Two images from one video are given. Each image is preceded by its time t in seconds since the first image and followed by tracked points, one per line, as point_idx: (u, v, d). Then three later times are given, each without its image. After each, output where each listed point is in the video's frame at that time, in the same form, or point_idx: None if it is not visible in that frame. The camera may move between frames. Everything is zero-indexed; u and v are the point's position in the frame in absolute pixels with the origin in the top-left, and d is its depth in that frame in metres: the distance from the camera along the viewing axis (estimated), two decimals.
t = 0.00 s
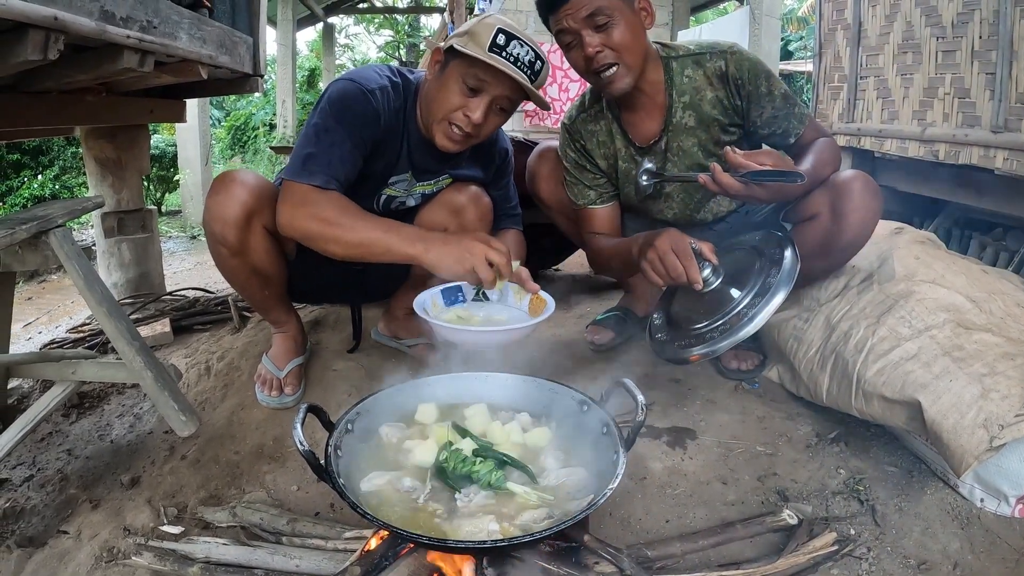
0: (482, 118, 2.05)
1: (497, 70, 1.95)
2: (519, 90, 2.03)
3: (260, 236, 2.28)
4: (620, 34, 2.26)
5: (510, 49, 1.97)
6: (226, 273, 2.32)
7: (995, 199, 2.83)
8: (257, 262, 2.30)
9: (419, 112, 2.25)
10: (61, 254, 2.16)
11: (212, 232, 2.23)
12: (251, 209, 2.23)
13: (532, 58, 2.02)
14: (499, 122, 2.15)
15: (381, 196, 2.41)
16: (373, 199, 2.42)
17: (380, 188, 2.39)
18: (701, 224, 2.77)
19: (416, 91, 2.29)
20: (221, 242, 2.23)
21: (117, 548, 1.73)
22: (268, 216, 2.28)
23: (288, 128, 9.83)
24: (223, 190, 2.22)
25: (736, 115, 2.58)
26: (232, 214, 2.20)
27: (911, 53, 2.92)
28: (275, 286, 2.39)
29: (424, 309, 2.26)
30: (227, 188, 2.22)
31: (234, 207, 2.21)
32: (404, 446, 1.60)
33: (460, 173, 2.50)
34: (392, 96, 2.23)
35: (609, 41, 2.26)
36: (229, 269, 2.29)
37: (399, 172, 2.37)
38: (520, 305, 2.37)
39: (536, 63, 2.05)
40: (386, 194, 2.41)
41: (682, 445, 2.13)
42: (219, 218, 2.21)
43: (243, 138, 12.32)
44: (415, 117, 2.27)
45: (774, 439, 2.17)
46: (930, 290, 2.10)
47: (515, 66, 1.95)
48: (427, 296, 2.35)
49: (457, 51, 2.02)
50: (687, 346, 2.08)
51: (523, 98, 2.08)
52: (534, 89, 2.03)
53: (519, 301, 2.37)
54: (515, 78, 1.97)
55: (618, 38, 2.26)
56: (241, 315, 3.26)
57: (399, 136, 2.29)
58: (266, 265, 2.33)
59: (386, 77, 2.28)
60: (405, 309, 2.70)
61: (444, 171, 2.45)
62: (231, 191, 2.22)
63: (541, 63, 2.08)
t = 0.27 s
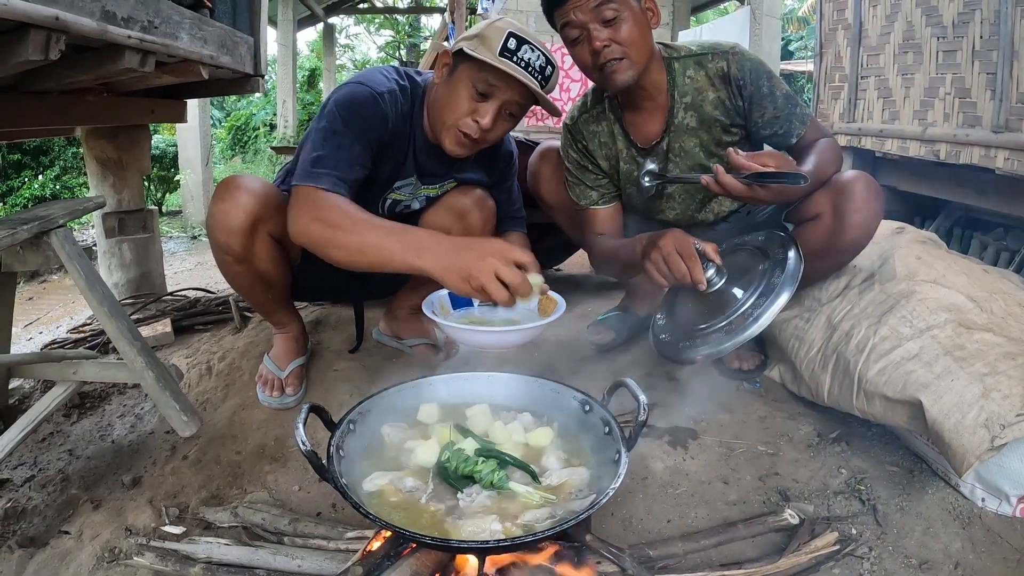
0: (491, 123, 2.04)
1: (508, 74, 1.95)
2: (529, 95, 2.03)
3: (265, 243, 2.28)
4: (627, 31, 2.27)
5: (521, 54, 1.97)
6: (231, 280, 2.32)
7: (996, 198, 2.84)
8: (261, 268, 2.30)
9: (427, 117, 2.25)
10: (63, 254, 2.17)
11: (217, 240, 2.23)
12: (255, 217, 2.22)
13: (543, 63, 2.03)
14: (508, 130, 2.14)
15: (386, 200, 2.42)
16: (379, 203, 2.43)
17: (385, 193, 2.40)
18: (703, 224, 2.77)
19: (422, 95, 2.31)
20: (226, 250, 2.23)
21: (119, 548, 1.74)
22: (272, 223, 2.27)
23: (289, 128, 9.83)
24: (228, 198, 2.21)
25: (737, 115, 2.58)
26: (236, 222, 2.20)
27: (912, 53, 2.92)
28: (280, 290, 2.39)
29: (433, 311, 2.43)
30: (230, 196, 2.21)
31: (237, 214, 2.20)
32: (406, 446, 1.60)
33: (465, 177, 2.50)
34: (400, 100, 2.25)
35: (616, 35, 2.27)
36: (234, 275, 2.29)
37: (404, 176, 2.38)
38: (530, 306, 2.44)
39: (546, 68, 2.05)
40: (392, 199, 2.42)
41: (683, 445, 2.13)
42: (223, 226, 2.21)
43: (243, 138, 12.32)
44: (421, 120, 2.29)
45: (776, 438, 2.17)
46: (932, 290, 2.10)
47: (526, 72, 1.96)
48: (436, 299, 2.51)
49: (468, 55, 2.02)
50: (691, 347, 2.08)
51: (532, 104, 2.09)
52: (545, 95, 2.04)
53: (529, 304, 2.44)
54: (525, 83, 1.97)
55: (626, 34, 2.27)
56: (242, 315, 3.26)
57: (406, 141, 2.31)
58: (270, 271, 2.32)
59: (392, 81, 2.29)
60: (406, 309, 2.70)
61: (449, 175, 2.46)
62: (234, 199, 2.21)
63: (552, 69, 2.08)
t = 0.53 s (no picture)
0: (494, 123, 2.05)
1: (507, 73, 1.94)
2: (531, 95, 2.02)
3: (265, 241, 2.28)
4: (637, 31, 2.28)
5: (522, 52, 1.95)
6: (230, 278, 2.31)
7: (997, 198, 2.83)
8: (261, 266, 2.30)
9: (428, 117, 2.24)
10: (64, 254, 2.18)
11: (216, 238, 2.23)
12: (253, 214, 2.22)
13: (544, 61, 2.01)
14: (511, 128, 2.15)
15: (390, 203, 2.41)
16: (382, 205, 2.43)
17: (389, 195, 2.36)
18: (705, 223, 2.77)
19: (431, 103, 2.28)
20: (225, 247, 2.22)
21: (120, 548, 1.74)
22: (270, 220, 2.28)
23: (289, 128, 9.83)
24: (226, 196, 2.21)
25: (739, 115, 2.58)
26: (235, 219, 2.19)
27: (913, 52, 2.92)
28: (280, 289, 2.40)
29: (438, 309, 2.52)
30: (229, 194, 2.21)
31: (236, 212, 2.20)
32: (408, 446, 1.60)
33: (465, 176, 2.51)
34: (409, 107, 2.22)
35: (626, 35, 2.26)
36: (233, 273, 2.28)
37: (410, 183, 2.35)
38: (536, 304, 2.45)
39: (548, 67, 2.04)
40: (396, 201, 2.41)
41: (684, 444, 2.13)
42: (221, 224, 2.20)
43: (244, 138, 12.32)
44: (424, 122, 2.25)
45: (777, 438, 2.17)
46: (933, 289, 2.10)
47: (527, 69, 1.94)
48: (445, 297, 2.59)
49: (468, 55, 2.02)
50: (696, 347, 2.08)
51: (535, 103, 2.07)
52: (547, 93, 2.03)
53: (533, 300, 2.45)
54: (528, 82, 1.95)
55: (635, 34, 2.27)
56: (243, 315, 3.26)
57: (412, 148, 2.27)
58: (270, 268, 2.32)
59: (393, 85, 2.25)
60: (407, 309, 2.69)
61: (450, 176, 2.46)
62: (233, 197, 2.21)
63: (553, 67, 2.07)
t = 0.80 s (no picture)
0: (495, 135, 2.06)
1: (510, 91, 1.94)
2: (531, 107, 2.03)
3: (264, 242, 2.28)
4: (642, 32, 2.28)
5: (523, 65, 1.97)
6: (230, 279, 2.32)
7: (995, 198, 2.84)
8: (260, 267, 2.30)
9: (428, 122, 2.25)
10: (63, 256, 2.16)
11: (216, 238, 2.23)
12: (253, 215, 2.22)
13: (544, 72, 2.03)
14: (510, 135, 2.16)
15: (388, 203, 2.42)
16: (379, 207, 2.43)
17: (386, 197, 2.40)
18: (703, 225, 2.78)
19: (421, 102, 2.30)
20: (225, 248, 2.23)
21: (120, 549, 1.74)
22: (270, 221, 2.27)
23: (289, 128, 9.84)
24: (227, 196, 2.21)
25: (737, 115, 2.58)
26: (234, 220, 2.20)
27: (911, 53, 2.92)
28: (279, 290, 2.40)
29: (434, 309, 2.31)
30: (229, 194, 2.21)
31: (235, 212, 2.20)
32: (406, 448, 1.61)
33: (464, 176, 2.50)
34: (399, 108, 2.24)
35: (632, 35, 2.27)
36: (233, 274, 2.29)
37: (407, 183, 2.38)
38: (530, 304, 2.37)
39: (547, 77, 2.06)
40: (393, 203, 2.43)
41: (682, 445, 2.14)
42: (221, 225, 2.21)
43: (244, 138, 12.33)
44: (422, 127, 2.29)
45: (775, 439, 2.18)
46: (930, 290, 2.10)
47: (528, 83, 1.95)
48: (438, 297, 2.40)
49: (470, 67, 2.00)
50: (696, 346, 2.06)
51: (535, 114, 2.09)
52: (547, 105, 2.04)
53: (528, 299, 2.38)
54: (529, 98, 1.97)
55: (641, 34, 2.28)
56: (242, 316, 3.27)
57: (406, 149, 2.30)
58: (269, 270, 2.32)
59: (391, 89, 2.28)
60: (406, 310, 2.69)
61: (450, 178, 2.47)
62: (232, 197, 2.21)
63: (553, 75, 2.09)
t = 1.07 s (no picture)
0: (479, 126, 2.07)
1: (488, 78, 1.95)
2: (513, 95, 2.03)
3: (256, 234, 2.28)
4: (644, 40, 2.28)
5: (501, 55, 1.98)
6: (222, 271, 2.33)
7: (994, 199, 2.84)
8: (252, 260, 2.30)
9: (414, 119, 2.27)
10: (62, 258, 2.17)
11: (207, 229, 2.23)
12: (245, 206, 2.22)
13: (524, 61, 2.04)
14: (496, 128, 2.17)
15: (377, 203, 2.43)
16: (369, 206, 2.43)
17: (376, 193, 2.41)
18: (702, 226, 2.77)
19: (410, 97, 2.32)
20: (216, 239, 2.23)
21: (120, 550, 1.75)
22: (262, 213, 2.27)
23: (289, 129, 9.84)
24: (219, 188, 2.21)
25: (737, 117, 2.58)
26: (225, 211, 2.20)
27: (910, 54, 2.92)
28: (274, 284, 2.40)
29: (427, 304, 2.07)
30: (222, 185, 2.21)
31: (227, 204, 2.20)
32: (404, 448, 1.61)
33: (455, 176, 2.50)
34: (387, 103, 2.27)
35: (632, 43, 2.27)
36: (226, 266, 2.30)
37: (395, 179, 2.40)
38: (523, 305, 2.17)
39: (528, 66, 2.06)
40: (383, 201, 2.43)
41: (681, 446, 2.14)
42: (213, 216, 2.21)
43: (244, 139, 12.33)
44: (409, 123, 2.30)
45: (774, 439, 2.18)
46: (929, 291, 2.11)
47: (507, 71, 1.96)
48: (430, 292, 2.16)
49: (450, 60, 2.02)
50: (691, 346, 2.07)
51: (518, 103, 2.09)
52: (528, 93, 2.04)
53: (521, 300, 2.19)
54: (509, 85, 1.97)
55: (642, 44, 2.28)
56: (242, 317, 3.27)
57: (395, 144, 2.32)
58: (261, 262, 2.33)
59: (379, 84, 2.30)
60: (404, 311, 2.69)
61: (439, 176, 2.48)
62: (225, 189, 2.21)
63: (534, 66, 2.09)
